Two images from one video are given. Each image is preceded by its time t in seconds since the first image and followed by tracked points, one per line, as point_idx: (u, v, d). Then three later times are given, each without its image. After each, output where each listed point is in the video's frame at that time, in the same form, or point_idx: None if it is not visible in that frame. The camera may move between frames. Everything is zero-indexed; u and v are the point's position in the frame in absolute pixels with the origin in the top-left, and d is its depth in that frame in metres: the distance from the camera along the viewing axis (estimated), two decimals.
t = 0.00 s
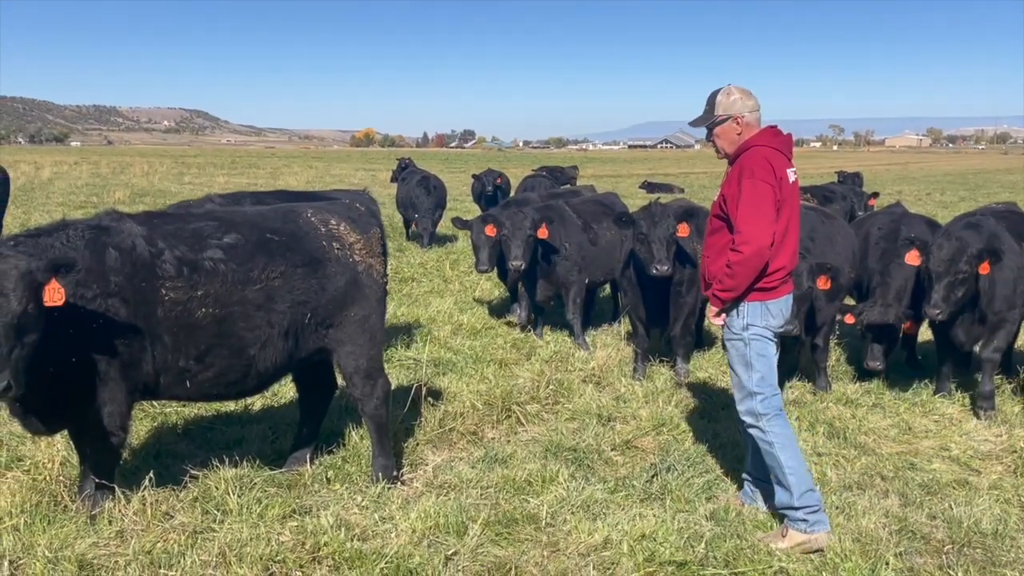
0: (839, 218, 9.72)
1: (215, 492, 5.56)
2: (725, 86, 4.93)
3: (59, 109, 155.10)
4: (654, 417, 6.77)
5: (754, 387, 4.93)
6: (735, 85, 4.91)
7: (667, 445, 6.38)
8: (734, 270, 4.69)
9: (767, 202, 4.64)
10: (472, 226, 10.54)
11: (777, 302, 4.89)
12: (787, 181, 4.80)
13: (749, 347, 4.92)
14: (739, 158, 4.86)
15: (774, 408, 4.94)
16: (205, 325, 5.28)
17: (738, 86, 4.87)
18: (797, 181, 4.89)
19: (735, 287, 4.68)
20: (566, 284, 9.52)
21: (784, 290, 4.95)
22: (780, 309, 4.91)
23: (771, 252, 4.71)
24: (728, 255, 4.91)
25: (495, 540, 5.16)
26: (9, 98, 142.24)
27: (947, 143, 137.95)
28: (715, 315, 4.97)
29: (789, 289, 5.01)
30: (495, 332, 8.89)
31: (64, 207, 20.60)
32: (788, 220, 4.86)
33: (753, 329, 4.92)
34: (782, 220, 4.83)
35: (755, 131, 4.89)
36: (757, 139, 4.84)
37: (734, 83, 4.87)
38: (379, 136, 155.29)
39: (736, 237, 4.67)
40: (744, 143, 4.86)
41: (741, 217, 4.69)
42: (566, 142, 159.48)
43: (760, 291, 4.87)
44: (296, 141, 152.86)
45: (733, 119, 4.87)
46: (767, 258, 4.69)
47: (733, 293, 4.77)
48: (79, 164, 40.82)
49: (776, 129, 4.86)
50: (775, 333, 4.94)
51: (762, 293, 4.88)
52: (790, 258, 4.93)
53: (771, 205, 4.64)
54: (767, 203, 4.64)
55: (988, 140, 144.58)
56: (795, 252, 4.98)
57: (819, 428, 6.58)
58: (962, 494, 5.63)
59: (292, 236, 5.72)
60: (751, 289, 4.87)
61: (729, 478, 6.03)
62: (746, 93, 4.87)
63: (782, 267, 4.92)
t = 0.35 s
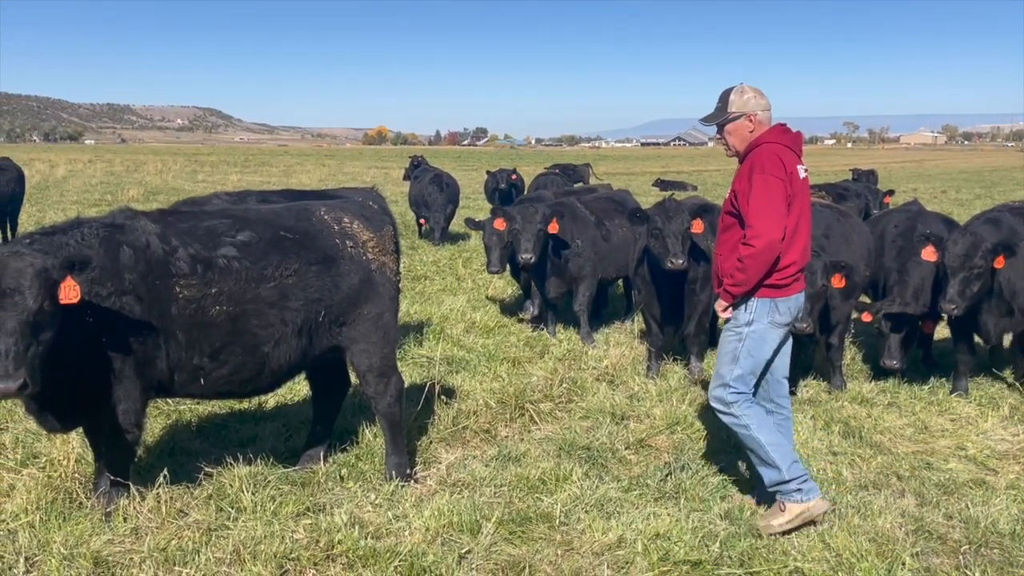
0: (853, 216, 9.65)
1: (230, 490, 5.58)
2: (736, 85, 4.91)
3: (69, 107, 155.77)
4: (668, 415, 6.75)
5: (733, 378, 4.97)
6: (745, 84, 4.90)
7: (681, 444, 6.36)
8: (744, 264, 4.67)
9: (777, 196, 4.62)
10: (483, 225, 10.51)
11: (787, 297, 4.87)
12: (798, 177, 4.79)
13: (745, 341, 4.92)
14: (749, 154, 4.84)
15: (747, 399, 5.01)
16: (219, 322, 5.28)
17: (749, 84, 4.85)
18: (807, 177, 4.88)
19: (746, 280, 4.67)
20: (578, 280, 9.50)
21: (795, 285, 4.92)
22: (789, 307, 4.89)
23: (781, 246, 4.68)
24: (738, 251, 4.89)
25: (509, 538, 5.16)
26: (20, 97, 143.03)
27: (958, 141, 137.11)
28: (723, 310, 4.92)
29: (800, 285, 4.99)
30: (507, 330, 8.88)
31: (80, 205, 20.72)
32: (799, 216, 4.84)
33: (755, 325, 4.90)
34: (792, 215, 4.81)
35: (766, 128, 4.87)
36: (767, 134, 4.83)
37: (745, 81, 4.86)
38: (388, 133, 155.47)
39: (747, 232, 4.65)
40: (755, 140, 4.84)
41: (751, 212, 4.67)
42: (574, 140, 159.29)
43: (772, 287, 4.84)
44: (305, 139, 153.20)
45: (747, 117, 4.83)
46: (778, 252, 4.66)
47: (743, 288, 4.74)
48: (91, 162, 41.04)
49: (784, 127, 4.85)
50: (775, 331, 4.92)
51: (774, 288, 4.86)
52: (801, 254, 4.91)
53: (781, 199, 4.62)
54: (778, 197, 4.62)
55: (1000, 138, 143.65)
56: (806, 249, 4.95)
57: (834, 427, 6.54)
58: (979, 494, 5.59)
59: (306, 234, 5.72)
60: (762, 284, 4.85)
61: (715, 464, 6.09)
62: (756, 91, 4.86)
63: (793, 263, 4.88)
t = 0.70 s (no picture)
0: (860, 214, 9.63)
1: (236, 489, 5.58)
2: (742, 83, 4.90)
3: (72, 106, 155.99)
4: (674, 414, 6.74)
5: (738, 381, 4.97)
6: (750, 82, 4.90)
7: (687, 443, 6.34)
8: (749, 264, 4.66)
9: (783, 195, 4.61)
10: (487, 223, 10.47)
11: (790, 296, 4.87)
12: (803, 176, 4.78)
13: (749, 342, 4.92)
14: (755, 153, 4.83)
15: (751, 401, 5.03)
16: (225, 322, 5.28)
17: (756, 81, 4.85)
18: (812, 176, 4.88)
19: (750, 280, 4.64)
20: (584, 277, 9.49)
21: (797, 285, 4.92)
22: (793, 305, 4.89)
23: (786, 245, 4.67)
24: (743, 249, 4.87)
25: (515, 537, 5.16)
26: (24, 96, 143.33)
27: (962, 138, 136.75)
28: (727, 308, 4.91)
29: (802, 285, 4.99)
30: (512, 329, 8.88)
31: (85, 204, 20.78)
32: (803, 215, 4.84)
33: (760, 326, 4.90)
34: (797, 215, 4.80)
35: (772, 126, 4.87)
36: (773, 133, 4.82)
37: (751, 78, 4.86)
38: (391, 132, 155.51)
39: (752, 230, 4.63)
40: (761, 139, 4.83)
41: (756, 211, 4.65)
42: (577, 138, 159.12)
43: (775, 286, 4.84)
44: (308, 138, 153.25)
45: (758, 114, 4.82)
46: (783, 251, 4.65)
47: (748, 287, 4.73)
48: (95, 161, 41.12)
49: (790, 126, 4.85)
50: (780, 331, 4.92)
51: (777, 287, 4.85)
52: (805, 253, 4.91)
53: (787, 198, 4.60)
54: (783, 196, 4.61)
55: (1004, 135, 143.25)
56: (810, 248, 4.95)
57: (841, 426, 6.53)
58: (986, 493, 5.58)
59: (311, 233, 5.73)
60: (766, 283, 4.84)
61: (710, 459, 6.10)
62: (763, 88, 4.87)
63: (796, 263, 4.88)
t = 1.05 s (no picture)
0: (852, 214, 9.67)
1: (230, 490, 5.57)
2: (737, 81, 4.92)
3: (66, 108, 155.60)
4: (668, 414, 6.74)
5: (727, 380, 4.99)
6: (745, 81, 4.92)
7: (682, 442, 6.34)
8: (739, 264, 4.66)
9: (774, 195, 4.61)
10: (483, 222, 10.48)
11: (779, 296, 4.89)
12: (794, 177, 4.79)
13: (738, 341, 4.94)
14: (747, 153, 4.84)
15: (741, 400, 5.05)
16: (219, 322, 5.27)
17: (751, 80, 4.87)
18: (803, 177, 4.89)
19: (741, 280, 4.65)
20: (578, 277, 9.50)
21: (786, 285, 4.94)
22: (783, 305, 4.90)
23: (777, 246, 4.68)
24: (734, 249, 4.88)
25: (509, 537, 5.16)
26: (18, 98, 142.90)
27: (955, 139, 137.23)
28: (717, 307, 4.92)
29: (791, 284, 5.01)
30: (506, 329, 8.88)
31: (77, 205, 20.71)
32: (794, 215, 4.85)
33: (749, 324, 4.92)
34: (788, 216, 4.81)
35: (764, 126, 4.88)
36: (765, 133, 4.82)
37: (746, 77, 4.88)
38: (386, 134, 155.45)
39: (743, 231, 4.64)
40: (753, 139, 4.84)
41: (747, 211, 4.66)
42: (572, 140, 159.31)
43: (765, 285, 4.85)
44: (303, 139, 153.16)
45: (751, 113, 4.83)
46: (773, 251, 4.66)
47: (738, 287, 4.73)
48: (89, 163, 41.00)
49: (783, 126, 4.86)
50: (770, 330, 4.94)
51: (766, 287, 4.87)
52: (794, 253, 4.92)
53: (778, 199, 4.61)
54: (774, 197, 4.61)
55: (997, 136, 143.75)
56: (799, 249, 4.96)
57: (834, 425, 6.54)
58: (979, 492, 5.59)
59: (305, 233, 5.72)
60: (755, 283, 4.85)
61: (704, 458, 6.11)
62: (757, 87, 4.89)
63: (786, 263, 4.90)
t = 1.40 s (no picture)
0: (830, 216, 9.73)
1: (209, 494, 5.53)
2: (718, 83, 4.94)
3: (47, 109, 154.07)
4: (649, 415, 6.76)
5: (706, 381, 5.01)
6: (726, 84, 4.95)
7: (662, 443, 6.35)
8: (719, 265, 4.68)
9: (752, 197, 4.64)
10: (466, 225, 10.48)
11: (757, 297, 4.91)
12: (771, 179, 4.82)
13: (717, 343, 4.96)
14: (724, 156, 4.86)
15: (719, 401, 5.07)
16: (196, 325, 5.23)
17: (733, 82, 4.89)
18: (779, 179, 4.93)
19: (720, 283, 4.67)
20: (561, 278, 9.50)
21: (765, 285, 4.97)
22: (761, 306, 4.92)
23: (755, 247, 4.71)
24: (713, 250, 4.90)
25: (490, 540, 5.15)
26: None
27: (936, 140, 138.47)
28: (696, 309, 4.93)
29: (770, 285, 5.03)
30: (487, 331, 8.87)
31: (53, 208, 20.47)
32: (771, 217, 4.89)
33: (728, 326, 4.93)
34: (764, 217, 4.84)
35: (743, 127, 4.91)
36: (741, 135, 4.85)
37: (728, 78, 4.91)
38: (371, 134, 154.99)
39: (721, 233, 4.66)
40: (731, 141, 4.87)
41: (725, 213, 4.68)
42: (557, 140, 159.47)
43: (744, 287, 4.87)
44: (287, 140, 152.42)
45: (731, 114, 4.84)
46: (752, 253, 4.68)
47: (718, 290, 4.74)
48: (68, 164, 40.57)
49: (760, 128, 4.88)
50: (749, 330, 4.96)
51: (745, 288, 4.89)
52: (772, 254, 4.95)
53: (756, 201, 4.64)
54: (752, 198, 4.64)
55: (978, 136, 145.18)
56: (777, 250, 5.00)
57: (814, 425, 6.57)
58: (956, 490, 5.64)
59: (284, 236, 5.69)
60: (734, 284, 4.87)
61: (685, 459, 6.12)
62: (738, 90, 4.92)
63: (764, 264, 4.93)
